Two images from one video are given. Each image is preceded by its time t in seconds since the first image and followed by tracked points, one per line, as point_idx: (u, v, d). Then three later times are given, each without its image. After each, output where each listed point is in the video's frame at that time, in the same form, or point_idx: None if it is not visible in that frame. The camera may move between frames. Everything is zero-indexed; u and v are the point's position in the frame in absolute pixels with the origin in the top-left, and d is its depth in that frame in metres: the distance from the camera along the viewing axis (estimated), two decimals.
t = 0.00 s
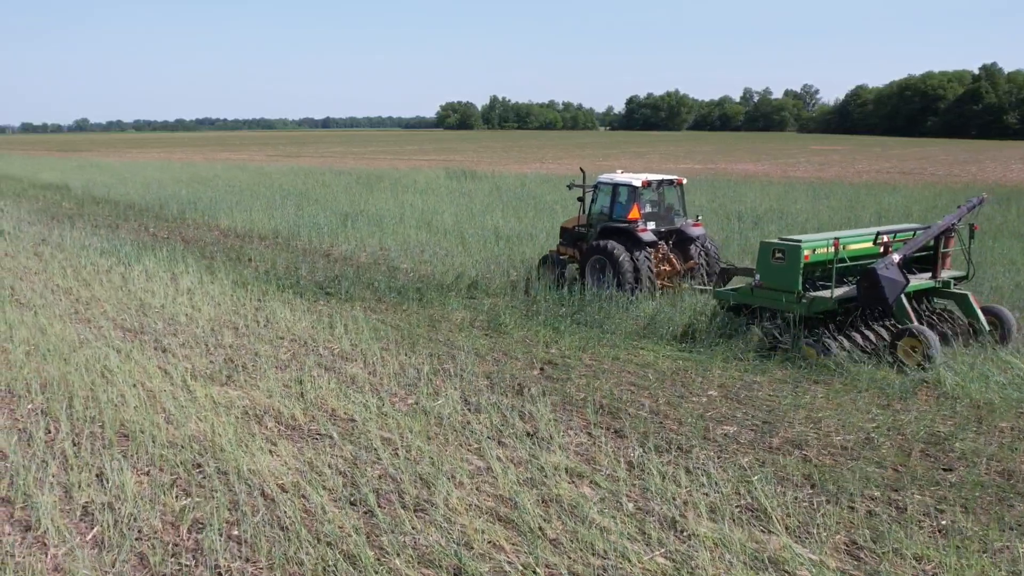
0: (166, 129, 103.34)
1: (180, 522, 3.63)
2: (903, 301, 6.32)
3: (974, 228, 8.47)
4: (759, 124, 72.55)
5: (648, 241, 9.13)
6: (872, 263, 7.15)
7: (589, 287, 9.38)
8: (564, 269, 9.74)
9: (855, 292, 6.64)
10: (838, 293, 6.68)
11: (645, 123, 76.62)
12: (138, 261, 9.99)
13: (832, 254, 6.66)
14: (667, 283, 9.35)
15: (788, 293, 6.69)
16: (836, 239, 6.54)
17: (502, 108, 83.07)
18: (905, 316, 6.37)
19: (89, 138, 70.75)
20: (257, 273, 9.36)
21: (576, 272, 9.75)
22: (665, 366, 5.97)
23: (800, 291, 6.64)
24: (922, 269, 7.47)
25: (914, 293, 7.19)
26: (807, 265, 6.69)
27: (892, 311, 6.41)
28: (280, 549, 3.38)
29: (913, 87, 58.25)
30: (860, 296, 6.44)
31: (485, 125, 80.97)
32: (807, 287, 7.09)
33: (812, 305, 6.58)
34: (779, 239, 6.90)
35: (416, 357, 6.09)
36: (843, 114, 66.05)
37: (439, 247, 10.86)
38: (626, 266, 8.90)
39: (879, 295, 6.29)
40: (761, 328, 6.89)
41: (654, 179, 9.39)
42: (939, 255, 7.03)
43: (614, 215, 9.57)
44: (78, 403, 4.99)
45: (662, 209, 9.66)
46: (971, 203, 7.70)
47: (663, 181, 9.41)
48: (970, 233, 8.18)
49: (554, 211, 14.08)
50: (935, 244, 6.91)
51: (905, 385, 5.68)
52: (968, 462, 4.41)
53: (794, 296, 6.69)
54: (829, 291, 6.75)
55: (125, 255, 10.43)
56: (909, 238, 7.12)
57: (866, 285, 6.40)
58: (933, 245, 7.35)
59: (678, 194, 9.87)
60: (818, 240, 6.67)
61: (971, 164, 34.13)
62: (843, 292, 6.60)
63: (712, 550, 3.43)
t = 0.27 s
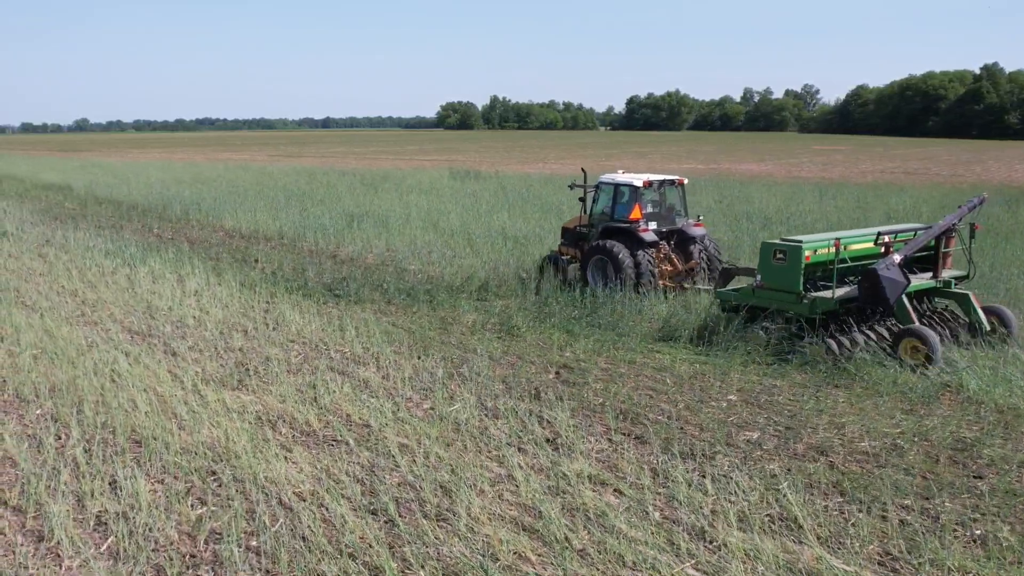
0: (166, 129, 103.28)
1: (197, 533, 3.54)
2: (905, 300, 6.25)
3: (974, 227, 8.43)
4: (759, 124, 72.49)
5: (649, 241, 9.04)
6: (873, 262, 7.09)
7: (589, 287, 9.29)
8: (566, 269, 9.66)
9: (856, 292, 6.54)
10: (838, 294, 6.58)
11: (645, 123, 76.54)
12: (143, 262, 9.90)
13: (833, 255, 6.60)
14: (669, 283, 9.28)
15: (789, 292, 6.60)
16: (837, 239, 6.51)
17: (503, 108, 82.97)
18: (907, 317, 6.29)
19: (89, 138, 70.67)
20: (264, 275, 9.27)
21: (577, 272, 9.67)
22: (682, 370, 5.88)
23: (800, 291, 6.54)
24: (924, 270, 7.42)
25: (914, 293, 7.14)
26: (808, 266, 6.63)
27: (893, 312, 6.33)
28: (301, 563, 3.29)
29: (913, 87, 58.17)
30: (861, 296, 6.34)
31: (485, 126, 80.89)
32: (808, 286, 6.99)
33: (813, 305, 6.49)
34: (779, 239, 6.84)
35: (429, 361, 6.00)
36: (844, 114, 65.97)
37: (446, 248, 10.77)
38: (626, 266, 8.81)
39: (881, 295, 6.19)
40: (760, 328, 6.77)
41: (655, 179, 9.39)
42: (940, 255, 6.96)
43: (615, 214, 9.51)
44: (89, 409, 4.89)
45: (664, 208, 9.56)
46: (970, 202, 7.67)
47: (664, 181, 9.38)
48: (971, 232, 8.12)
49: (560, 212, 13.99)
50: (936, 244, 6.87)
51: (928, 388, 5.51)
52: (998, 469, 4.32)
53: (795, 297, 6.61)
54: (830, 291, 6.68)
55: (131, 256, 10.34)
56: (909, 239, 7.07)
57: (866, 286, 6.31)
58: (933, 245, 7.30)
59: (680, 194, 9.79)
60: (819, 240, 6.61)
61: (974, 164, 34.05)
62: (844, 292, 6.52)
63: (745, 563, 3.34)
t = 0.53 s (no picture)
0: (167, 130, 103.21)
1: (214, 546, 3.45)
2: (907, 302, 6.11)
3: (976, 228, 8.38)
4: (761, 124, 72.39)
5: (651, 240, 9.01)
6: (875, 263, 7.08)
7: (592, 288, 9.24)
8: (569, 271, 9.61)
9: (858, 292, 6.50)
10: (839, 293, 6.49)
11: (646, 123, 76.46)
12: (149, 265, 9.80)
13: (835, 256, 6.59)
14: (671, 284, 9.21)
15: (791, 294, 6.61)
16: (839, 240, 6.52)
17: (503, 108, 82.90)
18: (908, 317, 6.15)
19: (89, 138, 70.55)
20: (271, 277, 9.18)
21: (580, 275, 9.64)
22: (699, 376, 5.79)
23: (802, 293, 6.54)
24: (925, 271, 7.38)
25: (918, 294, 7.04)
26: (810, 267, 6.62)
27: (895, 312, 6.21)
28: None
29: (914, 87, 58.10)
30: (862, 297, 6.23)
31: (486, 126, 80.77)
32: (809, 285, 6.98)
33: (815, 306, 6.48)
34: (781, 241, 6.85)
35: (442, 366, 5.90)
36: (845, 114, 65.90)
37: (454, 250, 10.68)
38: (628, 265, 8.77)
39: (882, 297, 6.08)
40: (771, 330, 6.74)
41: (657, 180, 9.36)
42: (942, 255, 6.87)
43: (617, 216, 9.49)
44: (99, 416, 4.80)
45: (666, 210, 9.55)
46: (972, 203, 7.62)
47: (666, 182, 9.44)
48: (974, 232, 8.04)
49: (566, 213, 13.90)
50: (936, 245, 6.83)
51: (952, 395, 5.39)
52: None
53: (796, 298, 6.60)
54: (832, 291, 6.66)
55: (136, 258, 10.25)
56: (909, 239, 7.03)
57: (868, 286, 6.18)
58: (934, 246, 7.26)
59: (681, 196, 9.79)
60: (820, 242, 6.60)
61: (976, 164, 33.97)
62: (846, 293, 6.43)
63: None
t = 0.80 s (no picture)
0: (167, 129, 103.09)
1: (232, 556, 3.36)
2: (907, 301, 6.18)
3: (978, 228, 8.38)
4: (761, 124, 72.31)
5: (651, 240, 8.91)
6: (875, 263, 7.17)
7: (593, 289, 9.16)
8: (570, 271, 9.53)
9: (858, 292, 6.57)
10: (840, 294, 6.55)
11: (646, 124, 76.36)
12: (153, 266, 9.69)
13: (836, 256, 6.72)
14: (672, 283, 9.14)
15: (791, 293, 6.70)
16: (839, 239, 6.63)
17: (503, 108, 82.79)
18: (908, 317, 6.19)
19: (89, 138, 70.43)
20: (277, 279, 9.08)
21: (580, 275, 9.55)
22: (717, 379, 5.70)
23: (802, 292, 6.63)
24: (925, 270, 7.39)
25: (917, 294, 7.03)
26: (810, 266, 6.74)
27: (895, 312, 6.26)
28: None
29: (915, 87, 58.02)
30: (862, 297, 6.29)
31: (486, 125, 80.64)
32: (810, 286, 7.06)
33: (816, 305, 6.54)
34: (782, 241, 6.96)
35: (455, 369, 5.82)
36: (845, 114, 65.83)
37: (463, 252, 10.60)
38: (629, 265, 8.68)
39: (882, 296, 6.13)
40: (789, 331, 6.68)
41: (659, 179, 9.32)
42: (942, 254, 6.87)
43: (618, 216, 9.42)
44: (109, 421, 4.71)
45: (666, 209, 9.45)
46: (970, 203, 7.64)
47: (667, 182, 9.36)
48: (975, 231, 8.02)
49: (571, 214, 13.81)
50: (937, 244, 6.85)
51: (975, 399, 5.31)
52: None
53: (797, 297, 6.70)
54: (833, 291, 6.75)
55: (140, 260, 10.15)
56: (909, 239, 7.05)
57: (869, 286, 6.24)
58: (934, 245, 7.28)
59: (681, 196, 9.71)
60: (820, 242, 6.72)
61: (979, 164, 33.90)
62: (848, 292, 6.49)
63: None
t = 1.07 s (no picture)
0: (167, 129, 103.01)
1: (248, 569, 3.26)
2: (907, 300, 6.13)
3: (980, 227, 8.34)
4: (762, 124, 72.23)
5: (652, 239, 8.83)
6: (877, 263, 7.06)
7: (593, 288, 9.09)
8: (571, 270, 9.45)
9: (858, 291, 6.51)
10: (841, 293, 6.48)
11: (646, 124, 76.28)
12: (158, 267, 9.59)
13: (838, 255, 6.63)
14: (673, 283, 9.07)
15: (793, 292, 6.63)
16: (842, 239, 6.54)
17: (504, 108, 82.72)
18: (909, 316, 6.16)
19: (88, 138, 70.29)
20: (284, 279, 8.98)
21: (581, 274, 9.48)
22: (736, 382, 5.59)
23: (804, 292, 6.55)
24: (927, 269, 7.34)
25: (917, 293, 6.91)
26: (813, 265, 6.64)
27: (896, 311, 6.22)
28: None
29: (916, 87, 57.95)
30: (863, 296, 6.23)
31: (486, 125, 80.55)
32: (811, 286, 7.00)
33: (817, 304, 6.48)
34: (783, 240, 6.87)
35: (468, 372, 5.71)
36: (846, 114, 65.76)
37: (471, 253, 10.49)
38: (630, 265, 8.60)
39: (884, 295, 6.08)
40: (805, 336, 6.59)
41: (659, 178, 9.23)
42: (944, 253, 6.82)
43: (620, 215, 9.34)
44: (118, 426, 4.60)
45: (668, 208, 9.36)
46: (972, 201, 7.61)
47: (668, 181, 9.24)
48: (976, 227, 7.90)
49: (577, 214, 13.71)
50: (939, 243, 6.80)
51: (1001, 403, 5.20)
52: None
53: (798, 297, 6.61)
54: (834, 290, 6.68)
55: (145, 260, 10.04)
56: (912, 237, 7.00)
57: (869, 285, 6.18)
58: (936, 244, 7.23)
59: (683, 194, 9.61)
60: (822, 240, 6.62)
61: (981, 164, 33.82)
62: (849, 291, 6.43)
63: None
